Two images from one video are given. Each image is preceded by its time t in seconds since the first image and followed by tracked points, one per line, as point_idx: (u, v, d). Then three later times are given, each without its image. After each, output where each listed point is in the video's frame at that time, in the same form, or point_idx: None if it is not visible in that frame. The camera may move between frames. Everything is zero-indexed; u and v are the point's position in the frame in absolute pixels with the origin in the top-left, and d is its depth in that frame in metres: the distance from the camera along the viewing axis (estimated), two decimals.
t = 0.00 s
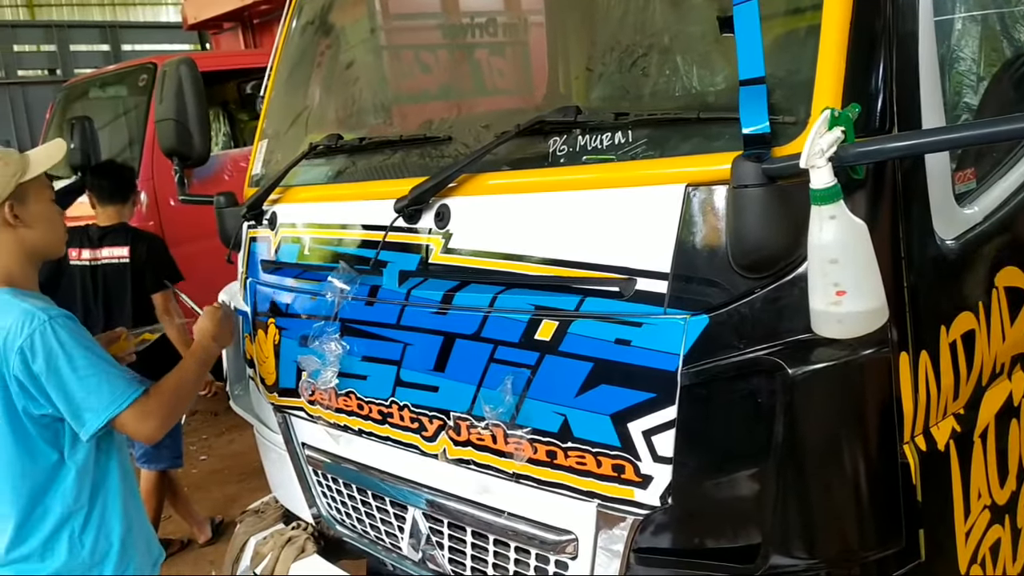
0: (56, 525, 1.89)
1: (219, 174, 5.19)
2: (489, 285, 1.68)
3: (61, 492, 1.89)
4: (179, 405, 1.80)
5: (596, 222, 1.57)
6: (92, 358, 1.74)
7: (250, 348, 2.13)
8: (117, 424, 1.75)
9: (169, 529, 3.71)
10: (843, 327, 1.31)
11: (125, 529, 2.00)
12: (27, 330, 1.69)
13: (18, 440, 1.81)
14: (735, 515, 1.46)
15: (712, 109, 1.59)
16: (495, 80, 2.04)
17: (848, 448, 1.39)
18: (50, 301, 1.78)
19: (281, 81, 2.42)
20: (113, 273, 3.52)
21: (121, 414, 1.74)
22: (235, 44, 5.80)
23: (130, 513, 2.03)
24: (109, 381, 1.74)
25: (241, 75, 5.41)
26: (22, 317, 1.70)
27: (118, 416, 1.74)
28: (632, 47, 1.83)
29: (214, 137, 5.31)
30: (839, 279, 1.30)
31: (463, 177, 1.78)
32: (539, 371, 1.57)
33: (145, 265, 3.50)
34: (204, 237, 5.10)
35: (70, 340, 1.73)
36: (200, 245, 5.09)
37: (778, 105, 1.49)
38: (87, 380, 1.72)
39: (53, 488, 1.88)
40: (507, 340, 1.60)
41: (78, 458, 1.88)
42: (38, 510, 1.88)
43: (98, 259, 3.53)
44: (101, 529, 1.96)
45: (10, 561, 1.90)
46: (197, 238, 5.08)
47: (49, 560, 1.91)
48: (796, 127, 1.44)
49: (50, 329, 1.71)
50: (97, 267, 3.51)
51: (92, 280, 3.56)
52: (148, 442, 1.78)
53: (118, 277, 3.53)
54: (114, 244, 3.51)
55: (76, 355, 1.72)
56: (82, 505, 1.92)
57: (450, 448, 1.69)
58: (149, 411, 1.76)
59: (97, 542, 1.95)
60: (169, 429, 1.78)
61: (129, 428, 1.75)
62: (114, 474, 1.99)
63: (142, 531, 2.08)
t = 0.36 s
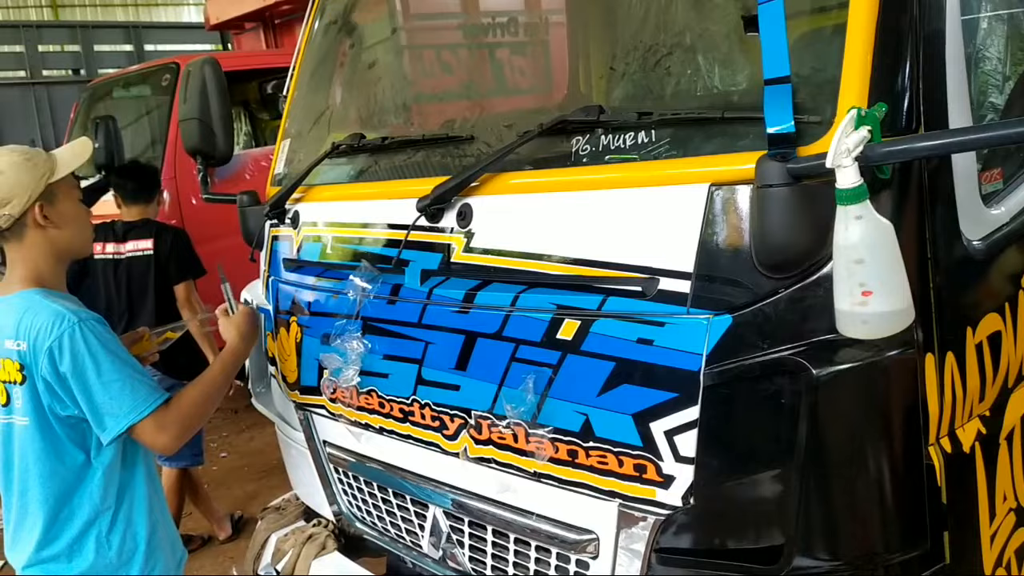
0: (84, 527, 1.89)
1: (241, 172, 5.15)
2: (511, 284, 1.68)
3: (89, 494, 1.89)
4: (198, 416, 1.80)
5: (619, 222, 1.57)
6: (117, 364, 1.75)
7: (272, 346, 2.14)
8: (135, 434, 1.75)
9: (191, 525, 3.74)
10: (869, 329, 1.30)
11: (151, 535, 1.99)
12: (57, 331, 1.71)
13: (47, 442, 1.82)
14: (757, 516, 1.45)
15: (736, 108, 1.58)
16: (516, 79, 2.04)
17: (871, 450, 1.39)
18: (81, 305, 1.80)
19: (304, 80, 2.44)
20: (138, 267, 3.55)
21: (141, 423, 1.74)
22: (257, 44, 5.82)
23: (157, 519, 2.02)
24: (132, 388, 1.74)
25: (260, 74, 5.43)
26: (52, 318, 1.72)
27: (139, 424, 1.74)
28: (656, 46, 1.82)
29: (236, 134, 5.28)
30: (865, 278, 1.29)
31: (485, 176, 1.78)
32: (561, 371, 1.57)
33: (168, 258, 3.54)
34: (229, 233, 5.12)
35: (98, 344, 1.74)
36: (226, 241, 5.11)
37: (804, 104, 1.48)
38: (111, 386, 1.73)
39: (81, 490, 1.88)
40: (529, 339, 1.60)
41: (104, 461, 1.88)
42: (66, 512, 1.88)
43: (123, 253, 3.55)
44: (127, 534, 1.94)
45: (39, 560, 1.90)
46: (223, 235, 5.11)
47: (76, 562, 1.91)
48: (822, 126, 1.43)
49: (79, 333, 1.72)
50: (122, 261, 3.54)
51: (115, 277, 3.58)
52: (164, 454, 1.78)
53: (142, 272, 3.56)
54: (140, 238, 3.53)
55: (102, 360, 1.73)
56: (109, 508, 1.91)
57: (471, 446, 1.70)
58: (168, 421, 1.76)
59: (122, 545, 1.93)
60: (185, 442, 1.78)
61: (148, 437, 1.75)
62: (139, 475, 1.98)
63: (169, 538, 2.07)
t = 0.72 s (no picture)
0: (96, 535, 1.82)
1: (261, 172, 5.18)
2: (532, 282, 1.68)
3: (102, 501, 1.82)
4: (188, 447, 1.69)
5: (640, 220, 1.56)
6: (116, 379, 1.67)
7: (293, 344, 2.16)
8: (106, 463, 1.66)
9: (211, 523, 3.77)
10: (894, 327, 1.29)
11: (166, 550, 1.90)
12: (64, 337, 1.66)
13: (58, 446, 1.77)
14: (780, 515, 1.45)
15: (759, 105, 1.57)
16: (535, 77, 2.04)
17: (897, 450, 1.38)
18: (99, 311, 1.75)
19: (325, 80, 2.47)
20: (158, 264, 3.58)
21: (120, 448, 1.64)
22: (279, 45, 5.84)
23: (176, 533, 1.93)
24: (123, 409, 1.66)
25: (279, 74, 5.44)
26: (62, 324, 1.67)
27: (117, 450, 1.65)
28: (678, 43, 1.82)
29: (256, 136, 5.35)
30: (890, 276, 1.28)
31: (506, 174, 1.78)
32: (582, 369, 1.57)
33: (189, 255, 3.60)
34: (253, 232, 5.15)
35: (102, 355, 1.67)
36: (249, 240, 5.14)
37: (827, 101, 1.47)
38: (102, 402, 1.65)
39: (93, 498, 1.82)
40: (549, 338, 1.60)
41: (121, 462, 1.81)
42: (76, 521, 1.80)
43: (144, 250, 3.58)
44: (140, 546, 1.86)
45: (53, 565, 1.84)
46: (246, 233, 5.14)
47: (100, 563, 1.84)
48: (845, 124, 1.43)
49: (84, 341, 1.66)
50: (143, 258, 3.57)
51: (135, 275, 3.61)
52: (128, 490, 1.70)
53: (164, 271, 3.59)
54: (159, 236, 3.58)
55: (101, 373, 1.66)
56: (121, 517, 1.84)
57: (491, 444, 1.70)
58: (143, 454, 1.65)
59: (131, 559, 1.85)
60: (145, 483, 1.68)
61: (112, 470, 1.66)
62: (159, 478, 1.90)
63: (189, 554, 1.97)
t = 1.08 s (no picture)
0: (104, 535, 1.81)
1: (281, 169, 5.20)
2: (553, 278, 1.68)
3: (106, 501, 1.81)
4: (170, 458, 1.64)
5: (663, 216, 1.55)
6: (96, 388, 1.63)
7: (314, 340, 2.17)
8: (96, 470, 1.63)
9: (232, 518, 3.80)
10: (921, 323, 1.28)
11: (174, 548, 1.88)
12: (45, 345, 1.65)
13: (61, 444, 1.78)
14: (804, 513, 1.44)
15: (784, 100, 1.55)
16: (555, 74, 2.03)
17: (923, 448, 1.38)
18: (86, 316, 1.72)
19: (347, 76, 2.47)
20: (187, 259, 3.59)
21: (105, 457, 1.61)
22: (299, 42, 5.86)
23: (185, 532, 1.91)
24: (102, 418, 1.61)
25: (299, 71, 5.44)
26: (45, 331, 1.66)
27: (104, 458, 1.62)
28: (701, 37, 1.81)
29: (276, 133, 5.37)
30: (917, 272, 1.27)
31: (528, 170, 1.78)
32: (604, 365, 1.56)
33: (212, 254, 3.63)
34: (272, 229, 5.17)
35: (79, 363, 1.64)
36: (268, 237, 5.16)
37: (853, 95, 1.46)
38: (81, 413, 1.61)
39: (98, 497, 1.80)
40: (571, 334, 1.60)
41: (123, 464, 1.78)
42: (85, 520, 1.80)
43: (177, 245, 3.56)
44: (146, 546, 1.84)
45: (67, 562, 1.86)
46: (266, 230, 5.16)
47: (108, 563, 1.83)
48: (871, 118, 1.42)
49: (60, 350, 1.63)
50: (170, 252, 3.55)
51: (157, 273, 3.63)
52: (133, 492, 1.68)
53: (190, 266, 3.60)
54: (196, 236, 3.59)
55: (79, 382, 1.63)
56: (123, 518, 1.82)
57: (513, 440, 1.70)
58: (125, 464, 1.62)
59: (138, 559, 1.83)
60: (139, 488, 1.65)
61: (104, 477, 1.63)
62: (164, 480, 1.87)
63: (201, 552, 1.95)
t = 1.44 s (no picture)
0: (120, 530, 1.82)
1: (299, 164, 5.19)
2: (572, 272, 1.67)
3: (121, 495, 1.81)
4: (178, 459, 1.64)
5: (684, 209, 1.55)
6: (104, 388, 1.64)
7: (333, 334, 2.17)
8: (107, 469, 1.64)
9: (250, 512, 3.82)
10: (946, 317, 1.26)
11: (191, 544, 1.89)
12: (56, 344, 1.66)
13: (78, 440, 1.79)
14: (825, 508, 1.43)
15: (807, 93, 1.54)
16: (573, 68, 2.02)
17: (947, 442, 1.37)
18: (98, 313, 1.72)
19: (365, 70, 2.49)
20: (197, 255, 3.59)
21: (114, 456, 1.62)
22: (316, 37, 5.86)
23: (202, 527, 1.91)
24: (110, 417, 1.62)
25: (315, 67, 5.44)
26: (57, 330, 1.67)
27: (114, 457, 1.62)
28: (723, 29, 1.79)
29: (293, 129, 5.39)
30: (942, 265, 1.26)
31: (548, 164, 1.78)
32: (624, 359, 1.56)
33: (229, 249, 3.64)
34: (290, 225, 5.17)
35: (89, 363, 1.64)
36: (285, 232, 5.16)
37: (877, 87, 1.45)
38: (91, 412, 1.62)
39: (114, 492, 1.81)
40: (591, 328, 1.60)
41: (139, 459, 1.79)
42: (102, 514, 1.81)
43: (189, 241, 3.58)
44: (162, 541, 1.85)
45: (88, 555, 1.88)
46: (284, 225, 5.17)
47: (125, 555, 1.84)
48: (896, 110, 1.41)
49: (70, 349, 1.64)
50: (183, 248, 3.56)
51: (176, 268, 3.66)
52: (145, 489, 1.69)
53: (203, 261, 3.61)
54: (208, 231, 3.58)
55: (89, 381, 1.63)
56: (138, 513, 1.82)
57: (532, 435, 1.70)
58: (134, 464, 1.62)
59: (155, 553, 1.85)
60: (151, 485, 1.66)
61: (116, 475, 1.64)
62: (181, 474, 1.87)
63: (218, 548, 1.96)
